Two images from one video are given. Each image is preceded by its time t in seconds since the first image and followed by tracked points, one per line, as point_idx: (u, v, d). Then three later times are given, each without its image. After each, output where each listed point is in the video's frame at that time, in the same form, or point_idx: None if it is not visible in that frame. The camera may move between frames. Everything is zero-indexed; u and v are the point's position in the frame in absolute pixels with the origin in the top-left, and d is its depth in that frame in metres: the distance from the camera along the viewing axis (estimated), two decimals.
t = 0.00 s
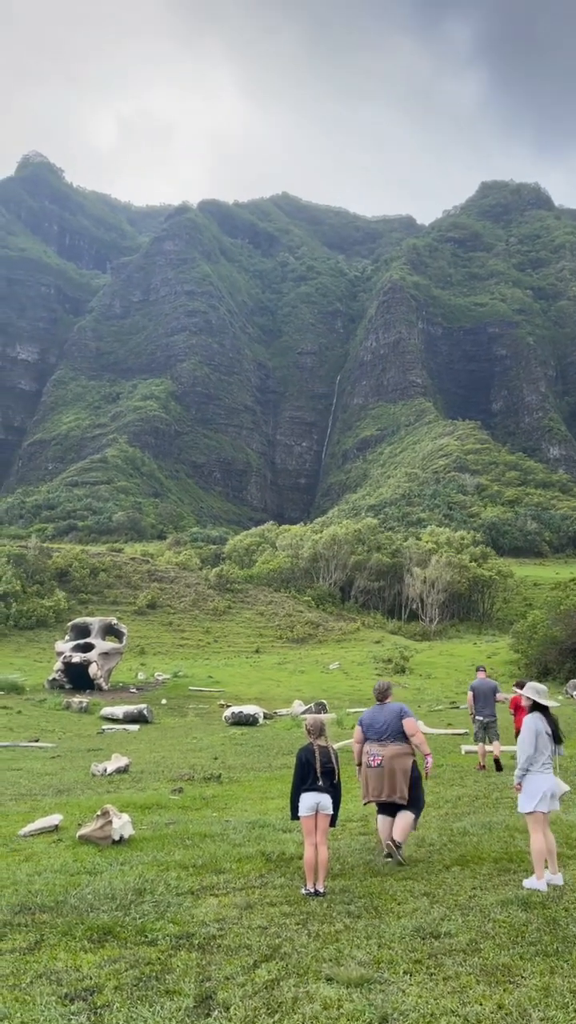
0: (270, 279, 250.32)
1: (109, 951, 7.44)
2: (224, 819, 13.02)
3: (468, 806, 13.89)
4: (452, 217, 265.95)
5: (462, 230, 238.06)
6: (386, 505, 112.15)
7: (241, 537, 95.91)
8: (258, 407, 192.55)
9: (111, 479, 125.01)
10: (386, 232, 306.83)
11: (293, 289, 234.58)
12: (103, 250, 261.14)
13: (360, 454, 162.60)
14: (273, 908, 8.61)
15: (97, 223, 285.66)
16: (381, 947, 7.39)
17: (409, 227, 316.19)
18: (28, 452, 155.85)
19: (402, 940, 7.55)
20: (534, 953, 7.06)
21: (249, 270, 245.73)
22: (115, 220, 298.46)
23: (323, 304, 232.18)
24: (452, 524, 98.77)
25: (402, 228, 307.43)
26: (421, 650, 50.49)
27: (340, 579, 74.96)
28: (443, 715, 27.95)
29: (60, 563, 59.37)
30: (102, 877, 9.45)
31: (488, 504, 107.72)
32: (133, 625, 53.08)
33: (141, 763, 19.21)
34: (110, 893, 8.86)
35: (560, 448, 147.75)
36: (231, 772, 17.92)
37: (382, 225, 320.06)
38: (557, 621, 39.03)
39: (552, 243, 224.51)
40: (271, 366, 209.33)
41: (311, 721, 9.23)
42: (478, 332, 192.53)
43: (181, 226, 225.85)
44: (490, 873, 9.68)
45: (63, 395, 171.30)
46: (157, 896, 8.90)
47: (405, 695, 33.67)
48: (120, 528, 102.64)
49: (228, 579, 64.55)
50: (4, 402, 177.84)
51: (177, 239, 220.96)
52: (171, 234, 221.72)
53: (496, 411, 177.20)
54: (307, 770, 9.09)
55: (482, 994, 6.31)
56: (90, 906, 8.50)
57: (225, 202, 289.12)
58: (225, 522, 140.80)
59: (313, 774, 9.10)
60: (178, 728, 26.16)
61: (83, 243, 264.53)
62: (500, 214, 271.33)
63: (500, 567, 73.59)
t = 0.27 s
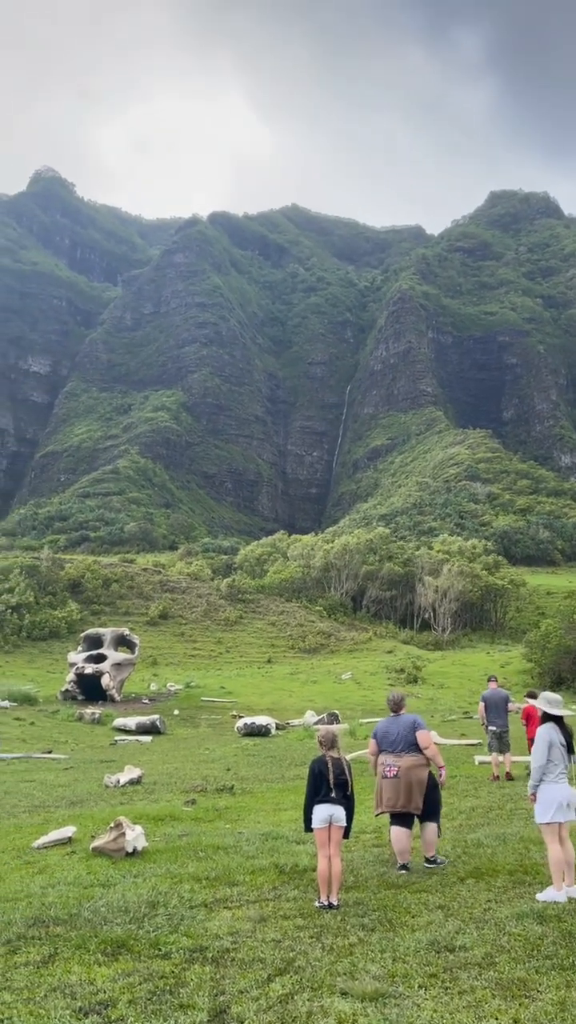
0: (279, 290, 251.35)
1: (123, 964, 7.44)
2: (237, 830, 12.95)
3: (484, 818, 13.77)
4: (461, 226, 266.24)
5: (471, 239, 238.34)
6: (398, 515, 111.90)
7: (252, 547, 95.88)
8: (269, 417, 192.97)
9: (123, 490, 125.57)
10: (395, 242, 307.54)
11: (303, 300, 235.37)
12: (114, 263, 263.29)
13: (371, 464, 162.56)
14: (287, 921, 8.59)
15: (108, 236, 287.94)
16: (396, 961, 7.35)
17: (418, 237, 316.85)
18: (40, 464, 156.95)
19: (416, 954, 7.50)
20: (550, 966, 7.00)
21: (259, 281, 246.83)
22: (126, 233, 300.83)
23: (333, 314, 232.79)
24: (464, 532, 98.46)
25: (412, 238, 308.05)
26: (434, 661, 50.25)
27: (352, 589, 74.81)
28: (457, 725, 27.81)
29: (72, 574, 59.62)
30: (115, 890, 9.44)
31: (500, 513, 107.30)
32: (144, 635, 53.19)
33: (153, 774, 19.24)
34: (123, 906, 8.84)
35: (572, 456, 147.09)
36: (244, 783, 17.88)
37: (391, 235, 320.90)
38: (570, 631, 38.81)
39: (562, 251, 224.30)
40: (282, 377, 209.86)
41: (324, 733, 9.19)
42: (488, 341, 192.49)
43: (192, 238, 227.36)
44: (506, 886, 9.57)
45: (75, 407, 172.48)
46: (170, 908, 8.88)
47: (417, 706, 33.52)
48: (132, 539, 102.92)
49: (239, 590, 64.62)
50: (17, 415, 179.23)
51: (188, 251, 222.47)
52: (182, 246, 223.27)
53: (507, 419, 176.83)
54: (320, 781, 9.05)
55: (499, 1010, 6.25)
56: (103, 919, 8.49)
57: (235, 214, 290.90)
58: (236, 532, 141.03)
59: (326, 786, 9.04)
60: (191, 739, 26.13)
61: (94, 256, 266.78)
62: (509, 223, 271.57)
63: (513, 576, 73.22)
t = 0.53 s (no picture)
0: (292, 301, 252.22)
1: (141, 979, 7.40)
2: (254, 843, 12.89)
3: (503, 830, 13.62)
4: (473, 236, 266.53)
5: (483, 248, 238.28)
6: (412, 524, 111.72)
7: (267, 558, 95.89)
8: (282, 428, 193.38)
9: (138, 502, 126.15)
10: (407, 252, 308.12)
11: (315, 310, 236.25)
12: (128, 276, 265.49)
13: (384, 473, 162.38)
14: (305, 934, 8.56)
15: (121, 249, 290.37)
16: (415, 975, 7.30)
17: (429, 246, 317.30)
18: (55, 476, 158.13)
19: (437, 968, 7.41)
20: (572, 983, 6.89)
21: (272, 292, 247.94)
22: (140, 246, 303.31)
23: (345, 324, 233.26)
24: (479, 541, 98.03)
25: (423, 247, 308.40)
26: (450, 671, 49.98)
27: (366, 599, 74.61)
28: (474, 736, 27.62)
29: (87, 585, 59.85)
30: (132, 903, 9.42)
31: (515, 521, 106.75)
32: (160, 646, 53.29)
33: (169, 786, 19.25)
34: (140, 919, 8.81)
35: None
36: (260, 794, 17.81)
37: (403, 245, 321.56)
38: None
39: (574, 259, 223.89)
40: (295, 387, 210.35)
41: (341, 746, 9.15)
42: (501, 349, 192.21)
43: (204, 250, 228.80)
44: (526, 899, 9.46)
45: (90, 419, 173.76)
46: (188, 922, 8.84)
47: (433, 717, 33.34)
48: (146, 550, 103.26)
49: (253, 600, 64.63)
50: (32, 428, 180.66)
51: (200, 264, 223.87)
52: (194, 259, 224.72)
53: (521, 428, 176.32)
54: (339, 795, 9.02)
55: None
56: (121, 931, 8.49)
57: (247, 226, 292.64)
58: (250, 543, 141.24)
59: (343, 797, 9.00)
60: (206, 750, 26.10)
61: (108, 269, 269.12)
62: (521, 231, 271.51)
63: (529, 585, 72.78)
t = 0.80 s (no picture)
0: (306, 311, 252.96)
1: (162, 992, 7.38)
2: (274, 855, 12.86)
3: (525, 842, 13.47)
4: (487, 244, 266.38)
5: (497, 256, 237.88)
6: (429, 533, 111.29)
7: (283, 568, 95.83)
8: (298, 438, 193.62)
9: (154, 513, 126.65)
10: (421, 261, 308.35)
11: (329, 320, 236.71)
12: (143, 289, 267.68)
13: (400, 482, 162.02)
14: (326, 947, 8.49)
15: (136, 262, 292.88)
16: (437, 989, 7.21)
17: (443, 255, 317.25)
18: (72, 488, 159.30)
19: (459, 982, 7.33)
20: None
21: (286, 303, 248.88)
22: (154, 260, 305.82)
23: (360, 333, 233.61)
24: (496, 550, 97.42)
25: (437, 256, 308.44)
26: (469, 680, 49.60)
27: (383, 608, 74.27)
28: (495, 746, 27.37)
29: (105, 596, 60.06)
30: (152, 915, 9.39)
31: (533, 530, 105.98)
32: (177, 657, 53.38)
33: (188, 798, 19.23)
34: (161, 931, 8.80)
35: None
36: (280, 806, 17.75)
37: (416, 254, 321.93)
38: None
39: None
40: (310, 397, 210.64)
41: (361, 756, 9.12)
42: (517, 358, 191.64)
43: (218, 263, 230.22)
44: (548, 912, 9.35)
45: (106, 432, 175.04)
46: (208, 935, 8.82)
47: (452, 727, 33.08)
48: (163, 561, 103.57)
49: (270, 610, 64.62)
50: (49, 440, 182.19)
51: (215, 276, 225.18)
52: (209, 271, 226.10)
53: (538, 436, 175.52)
54: (360, 806, 8.95)
55: None
56: (142, 945, 8.45)
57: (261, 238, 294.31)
58: (266, 553, 141.35)
59: (362, 809, 8.92)
60: (224, 761, 26.07)
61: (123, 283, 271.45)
62: (536, 239, 270.95)
63: (548, 595, 72.15)
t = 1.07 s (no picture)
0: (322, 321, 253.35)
1: (182, 1005, 7.34)
2: (294, 866, 12.83)
3: (547, 853, 13.32)
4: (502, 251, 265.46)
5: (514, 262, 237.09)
6: (447, 542, 110.66)
7: (301, 577, 95.60)
8: (314, 447, 193.71)
9: (172, 523, 127.11)
10: (437, 268, 308.04)
11: (345, 330, 236.80)
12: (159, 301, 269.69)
13: (417, 490, 161.48)
14: (347, 959, 8.44)
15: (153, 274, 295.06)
16: (462, 1003, 7.12)
17: (459, 263, 316.71)
18: (90, 499, 160.36)
19: (480, 995, 7.25)
20: None
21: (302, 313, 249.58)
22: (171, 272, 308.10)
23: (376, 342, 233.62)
24: (515, 558, 96.59)
25: (453, 264, 308.06)
26: (489, 690, 49.04)
27: (402, 617, 73.85)
28: (518, 756, 27.02)
29: (123, 606, 60.21)
30: (172, 928, 9.36)
31: (552, 537, 104.87)
32: (195, 667, 53.47)
33: (207, 808, 19.16)
34: (181, 943, 8.77)
35: None
36: (299, 817, 17.62)
37: (432, 262, 321.61)
38: None
39: None
40: (326, 406, 210.74)
41: (382, 767, 9.05)
42: (534, 365, 190.80)
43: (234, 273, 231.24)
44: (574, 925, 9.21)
45: (124, 443, 176.33)
46: (228, 947, 8.78)
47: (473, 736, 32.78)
48: (181, 571, 103.76)
49: (288, 620, 64.58)
50: (68, 452, 183.75)
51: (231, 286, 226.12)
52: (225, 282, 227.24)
53: (556, 443, 174.46)
54: (382, 818, 8.90)
55: None
56: (162, 956, 8.43)
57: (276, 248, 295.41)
58: (284, 562, 141.42)
59: (381, 820, 8.88)
60: (242, 772, 25.92)
61: (140, 295, 273.62)
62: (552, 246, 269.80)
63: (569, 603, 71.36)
